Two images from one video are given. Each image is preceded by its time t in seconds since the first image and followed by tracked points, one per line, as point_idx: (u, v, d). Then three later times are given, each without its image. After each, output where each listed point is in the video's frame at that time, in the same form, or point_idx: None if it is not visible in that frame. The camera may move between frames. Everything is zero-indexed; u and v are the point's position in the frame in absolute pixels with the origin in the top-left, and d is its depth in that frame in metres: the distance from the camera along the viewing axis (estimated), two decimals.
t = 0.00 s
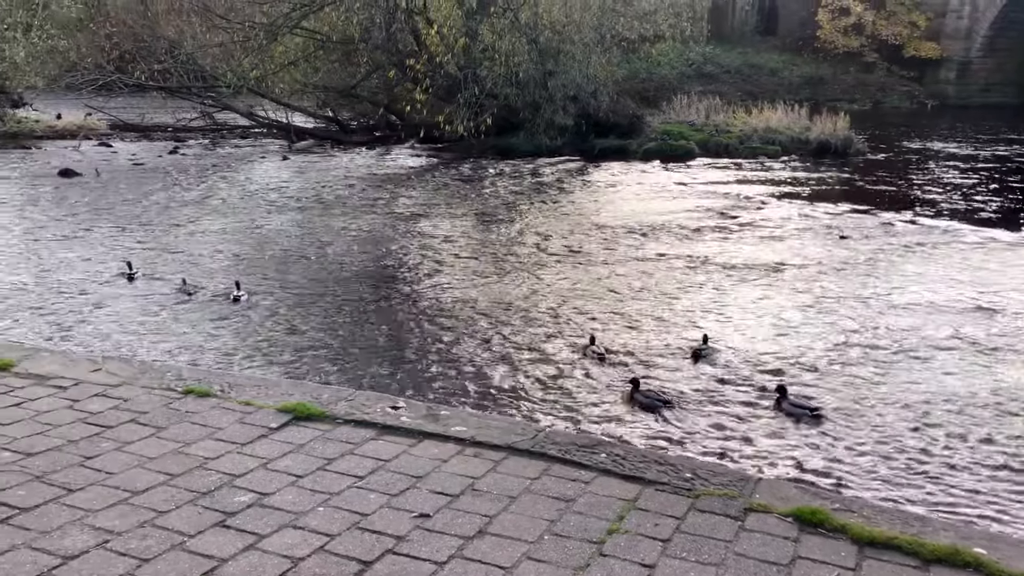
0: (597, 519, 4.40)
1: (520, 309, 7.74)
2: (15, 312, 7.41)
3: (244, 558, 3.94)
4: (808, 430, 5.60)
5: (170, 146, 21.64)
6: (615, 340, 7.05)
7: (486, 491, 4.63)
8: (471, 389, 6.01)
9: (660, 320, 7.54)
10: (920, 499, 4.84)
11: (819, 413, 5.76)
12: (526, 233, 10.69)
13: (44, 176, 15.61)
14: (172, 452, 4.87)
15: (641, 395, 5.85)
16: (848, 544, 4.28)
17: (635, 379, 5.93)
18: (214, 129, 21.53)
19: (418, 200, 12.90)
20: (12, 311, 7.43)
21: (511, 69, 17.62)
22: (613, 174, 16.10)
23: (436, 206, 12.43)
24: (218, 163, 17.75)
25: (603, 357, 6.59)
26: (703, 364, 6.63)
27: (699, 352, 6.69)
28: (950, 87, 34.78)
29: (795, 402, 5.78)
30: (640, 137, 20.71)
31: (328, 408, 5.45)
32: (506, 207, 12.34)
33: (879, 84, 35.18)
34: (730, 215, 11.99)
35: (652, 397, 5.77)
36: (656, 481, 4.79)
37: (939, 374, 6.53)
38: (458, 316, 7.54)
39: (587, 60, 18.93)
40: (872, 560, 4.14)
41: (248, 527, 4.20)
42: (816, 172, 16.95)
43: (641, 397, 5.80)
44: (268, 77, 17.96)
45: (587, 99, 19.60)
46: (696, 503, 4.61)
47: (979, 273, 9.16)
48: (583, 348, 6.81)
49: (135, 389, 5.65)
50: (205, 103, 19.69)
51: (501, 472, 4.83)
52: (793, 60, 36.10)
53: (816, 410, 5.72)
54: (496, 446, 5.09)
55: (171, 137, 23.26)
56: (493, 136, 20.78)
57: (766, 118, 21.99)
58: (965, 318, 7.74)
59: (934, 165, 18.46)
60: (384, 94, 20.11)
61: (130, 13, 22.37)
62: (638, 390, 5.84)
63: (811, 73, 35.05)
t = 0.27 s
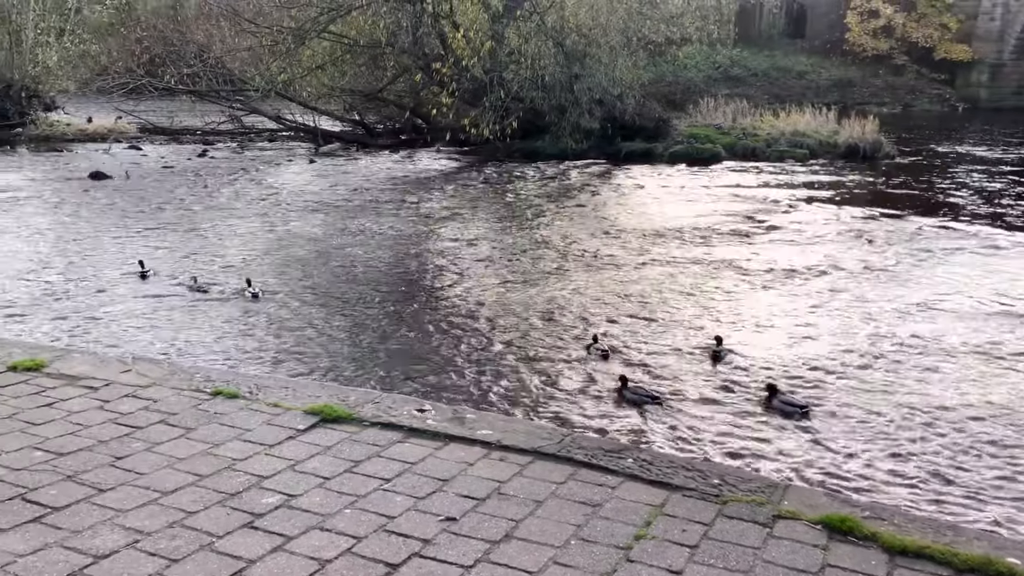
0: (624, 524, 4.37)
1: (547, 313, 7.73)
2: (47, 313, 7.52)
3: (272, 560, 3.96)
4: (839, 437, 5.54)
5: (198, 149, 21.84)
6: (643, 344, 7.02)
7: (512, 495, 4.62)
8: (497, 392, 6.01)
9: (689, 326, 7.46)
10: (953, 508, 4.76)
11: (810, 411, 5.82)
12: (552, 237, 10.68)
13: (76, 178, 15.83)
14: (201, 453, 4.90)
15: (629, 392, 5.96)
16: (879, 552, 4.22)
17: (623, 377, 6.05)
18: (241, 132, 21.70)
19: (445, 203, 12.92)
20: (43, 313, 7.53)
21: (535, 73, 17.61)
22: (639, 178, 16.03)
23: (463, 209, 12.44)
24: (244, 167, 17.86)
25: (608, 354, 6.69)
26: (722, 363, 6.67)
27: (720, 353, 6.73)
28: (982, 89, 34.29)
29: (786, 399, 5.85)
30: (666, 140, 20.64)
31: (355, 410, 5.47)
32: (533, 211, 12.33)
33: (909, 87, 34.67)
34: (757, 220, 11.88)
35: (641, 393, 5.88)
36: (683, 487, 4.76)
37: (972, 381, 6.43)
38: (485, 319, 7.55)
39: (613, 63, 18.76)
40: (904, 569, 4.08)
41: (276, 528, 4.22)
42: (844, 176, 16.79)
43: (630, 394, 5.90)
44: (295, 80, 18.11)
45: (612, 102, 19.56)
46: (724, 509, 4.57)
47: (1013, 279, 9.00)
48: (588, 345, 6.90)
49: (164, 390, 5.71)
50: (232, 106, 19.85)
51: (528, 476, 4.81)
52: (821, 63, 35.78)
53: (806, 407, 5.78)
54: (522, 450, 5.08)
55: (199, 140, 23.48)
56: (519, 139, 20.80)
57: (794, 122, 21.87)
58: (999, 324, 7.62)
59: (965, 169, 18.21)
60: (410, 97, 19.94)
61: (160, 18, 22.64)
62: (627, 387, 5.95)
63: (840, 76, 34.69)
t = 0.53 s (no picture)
0: (649, 529, 4.34)
1: (572, 315, 7.72)
2: (76, 312, 7.61)
3: (298, 560, 3.97)
4: (867, 443, 5.48)
5: (225, 150, 22.06)
6: (668, 348, 6.99)
7: (536, 498, 4.60)
8: (522, 395, 6.01)
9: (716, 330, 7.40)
10: (984, 516, 4.68)
11: (798, 407, 5.88)
12: (577, 239, 10.66)
13: (106, 179, 16.06)
14: (227, 453, 4.94)
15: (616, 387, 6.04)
16: (908, 560, 4.15)
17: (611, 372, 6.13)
18: (268, 134, 21.89)
19: (470, 205, 12.94)
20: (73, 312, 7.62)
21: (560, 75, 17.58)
22: (664, 180, 15.97)
23: (488, 211, 12.45)
24: (271, 168, 18.02)
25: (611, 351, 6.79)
26: (737, 364, 6.68)
27: (735, 353, 6.74)
28: (1013, 92, 33.83)
29: (775, 397, 5.91)
30: (692, 143, 20.55)
31: (380, 411, 5.49)
32: (558, 213, 12.32)
33: (938, 89, 34.24)
34: (783, 223, 11.80)
35: (627, 388, 5.96)
36: (708, 491, 4.72)
37: (1003, 387, 6.33)
38: (509, 321, 7.55)
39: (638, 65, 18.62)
40: None
41: (302, 528, 4.23)
42: (871, 180, 16.63)
43: (617, 388, 5.99)
44: (322, 82, 18.23)
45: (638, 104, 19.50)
46: (750, 514, 4.52)
47: None
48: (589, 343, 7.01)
49: (191, 389, 5.76)
50: (260, 108, 20.05)
51: (552, 479, 4.80)
52: (848, 65, 35.46)
53: (796, 404, 5.84)
54: (546, 453, 5.07)
55: (226, 142, 23.66)
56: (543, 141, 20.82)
57: (821, 126, 21.71)
58: None
59: (995, 172, 17.97)
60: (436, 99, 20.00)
61: (189, 20, 22.90)
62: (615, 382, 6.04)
63: (867, 78, 34.35)
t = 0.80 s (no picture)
0: (670, 530, 4.32)
1: (594, 315, 7.71)
2: (102, 308, 7.70)
3: (320, 556, 3.99)
4: (891, 446, 5.44)
5: (249, 149, 22.22)
6: (692, 349, 6.96)
7: (557, 498, 4.59)
8: (542, 394, 6.01)
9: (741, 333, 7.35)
10: (1010, 522, 4.62)
11: (781, 402, 5.93)
12: (600, 239, 10.64)
13: (132, 177, 16.21)
14: (251, 449, 4.97)
15: (601, 379, 6.14)
16: (934, 565, 4.10)
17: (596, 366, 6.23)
18: (291, 133, 22.01)
19: (493, 205, 12.94)
20: (99, 308, 7.71)
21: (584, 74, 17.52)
22: (688, 181, 15.90)
23: (510, 211, 12.45)
24: (294, 167, 18.13)
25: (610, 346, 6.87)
26: (749, 363, 6.66)
27: (745, 352, 6.69)
28: None
29: (758, 392, 5.97)
30: (715, 143, 20.46)
31: (402, 409, 5.51)
32: (580, 214, 12.30)
33: (966, 90, 33.81)
34: (808, 224, 11.72)
35: (609, 381, 6.06)
36: (730, 493, 4.69)
37: None
38: (532, 321, 7.55)
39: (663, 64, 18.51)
40: None
41: (325, 525, 4.25)
42: (896, 181, 16.47)
43: (599, 381, 6.10)
44: (346, 82, 18.28)
45: (661, 104, 19.43)
46: (772, 517, 4.49)
47: None
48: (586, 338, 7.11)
49: (215, 386, 5.81)
50: (284, 108, 20.19)
51: (574, 479, 4.79)
52: (874, 65, 35.12)
53: (778, 399, 5.91)
54: (567, 453, 5.06)
55: (251, 140, 23.79)
56: (565, 141, 20.83)
57: (846, 127, 21.58)
58: None
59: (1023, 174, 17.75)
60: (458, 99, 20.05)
61: (215, 20, 23.09)
62: (599, 375, 6.14)
63: (894, 79, 33.98)
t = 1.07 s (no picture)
0: (691, 531, 4.30)
1: (615, 315, 7.69)
2: (126, 304, 7.77)
3: (341, 553, 3.99)
4: (914, 449, 5.38)
5: (270, 147, 22.32)
6: (713, 349, 6.93)
7: (577, 498, 4.58)
8: (563, 394, 6.01)
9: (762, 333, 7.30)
10: None
11: (759, 396, 5.98)
12: (621, 238, 10.62)
13: (155, 174, 16.35)
14: (272, 445, 5.00)
15: (584, 371, 6.29)
16: (958, 570, 4.05)
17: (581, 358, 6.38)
18: (312, 131, 22.10)
19: (513, 203, 12.95)
20: (121, 304, 7.77)
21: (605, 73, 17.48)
22: (708, 180, 15.83)
23: (531, 210, 12.45)
24: (315, 165, 18.20)
25: (603, 339, 7.06)
26: (755, 360, 6.71)
27: (750, 349, 6.78)
28: None
29: (736, 385, 6.01)
30: (736, 143, 20.36)
31: (422, 407, 5.52)
32: (601, 212, 12.28)
33: (992, 90, 33.04)
34: (829, 224, 11.63)
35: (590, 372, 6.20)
36: (752, 495, 4.66)
37: None
38: (553, 320, 7.54)
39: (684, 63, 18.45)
40: None
41: (345, 522, 4.26)
42: (920, 182, 16.32)
43: (581, 372, 6.26)
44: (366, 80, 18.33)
45: (682, 103, 19.35)
46: (794, 519, 4.46)
47: None
48: (580, 330, 7.28)
49: (237, 382, 5.84)
50: (305, 105, 20.29)
51: (593, 479, 4.78)
52: (898, 65, 34.78)
53: (755, 394, 5.95)
54: (588, 453, 5.05)
55: (272, 138, 23.91)
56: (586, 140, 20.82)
57: (869, 126, 21.47)
58: None
59: None
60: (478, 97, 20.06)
61: (237, 18, 23.22)
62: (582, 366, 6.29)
63: (918, 78, 33.63)
